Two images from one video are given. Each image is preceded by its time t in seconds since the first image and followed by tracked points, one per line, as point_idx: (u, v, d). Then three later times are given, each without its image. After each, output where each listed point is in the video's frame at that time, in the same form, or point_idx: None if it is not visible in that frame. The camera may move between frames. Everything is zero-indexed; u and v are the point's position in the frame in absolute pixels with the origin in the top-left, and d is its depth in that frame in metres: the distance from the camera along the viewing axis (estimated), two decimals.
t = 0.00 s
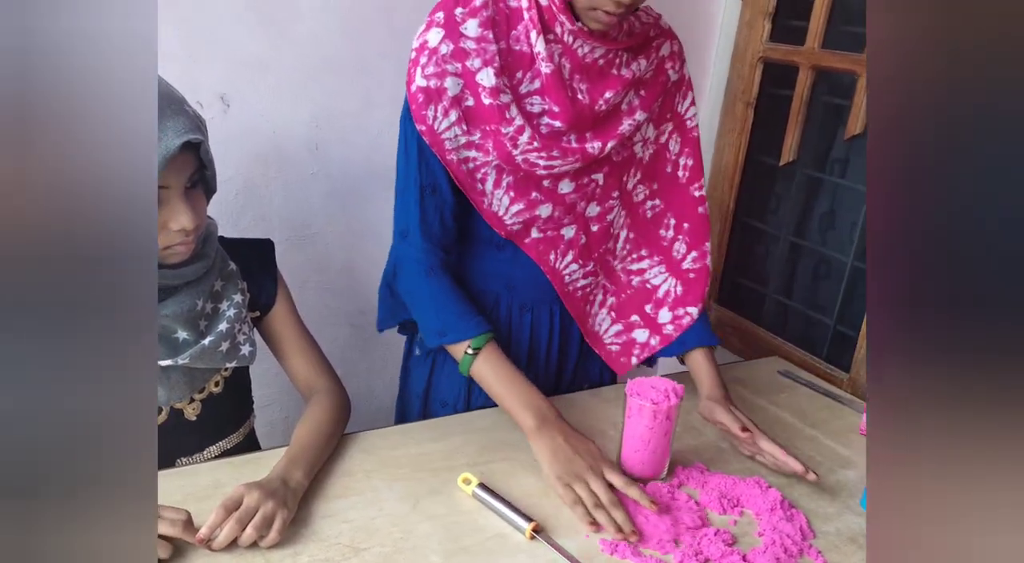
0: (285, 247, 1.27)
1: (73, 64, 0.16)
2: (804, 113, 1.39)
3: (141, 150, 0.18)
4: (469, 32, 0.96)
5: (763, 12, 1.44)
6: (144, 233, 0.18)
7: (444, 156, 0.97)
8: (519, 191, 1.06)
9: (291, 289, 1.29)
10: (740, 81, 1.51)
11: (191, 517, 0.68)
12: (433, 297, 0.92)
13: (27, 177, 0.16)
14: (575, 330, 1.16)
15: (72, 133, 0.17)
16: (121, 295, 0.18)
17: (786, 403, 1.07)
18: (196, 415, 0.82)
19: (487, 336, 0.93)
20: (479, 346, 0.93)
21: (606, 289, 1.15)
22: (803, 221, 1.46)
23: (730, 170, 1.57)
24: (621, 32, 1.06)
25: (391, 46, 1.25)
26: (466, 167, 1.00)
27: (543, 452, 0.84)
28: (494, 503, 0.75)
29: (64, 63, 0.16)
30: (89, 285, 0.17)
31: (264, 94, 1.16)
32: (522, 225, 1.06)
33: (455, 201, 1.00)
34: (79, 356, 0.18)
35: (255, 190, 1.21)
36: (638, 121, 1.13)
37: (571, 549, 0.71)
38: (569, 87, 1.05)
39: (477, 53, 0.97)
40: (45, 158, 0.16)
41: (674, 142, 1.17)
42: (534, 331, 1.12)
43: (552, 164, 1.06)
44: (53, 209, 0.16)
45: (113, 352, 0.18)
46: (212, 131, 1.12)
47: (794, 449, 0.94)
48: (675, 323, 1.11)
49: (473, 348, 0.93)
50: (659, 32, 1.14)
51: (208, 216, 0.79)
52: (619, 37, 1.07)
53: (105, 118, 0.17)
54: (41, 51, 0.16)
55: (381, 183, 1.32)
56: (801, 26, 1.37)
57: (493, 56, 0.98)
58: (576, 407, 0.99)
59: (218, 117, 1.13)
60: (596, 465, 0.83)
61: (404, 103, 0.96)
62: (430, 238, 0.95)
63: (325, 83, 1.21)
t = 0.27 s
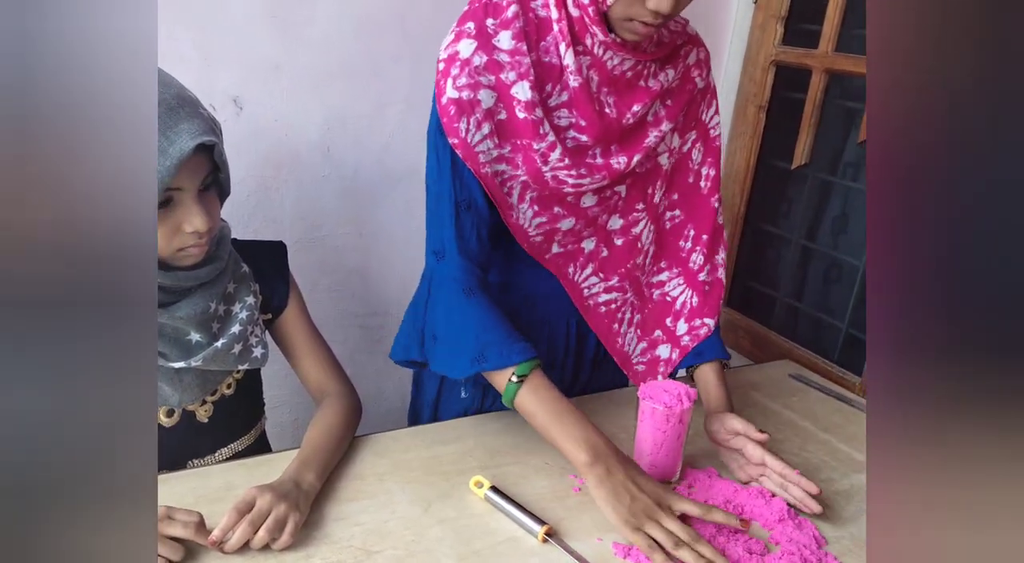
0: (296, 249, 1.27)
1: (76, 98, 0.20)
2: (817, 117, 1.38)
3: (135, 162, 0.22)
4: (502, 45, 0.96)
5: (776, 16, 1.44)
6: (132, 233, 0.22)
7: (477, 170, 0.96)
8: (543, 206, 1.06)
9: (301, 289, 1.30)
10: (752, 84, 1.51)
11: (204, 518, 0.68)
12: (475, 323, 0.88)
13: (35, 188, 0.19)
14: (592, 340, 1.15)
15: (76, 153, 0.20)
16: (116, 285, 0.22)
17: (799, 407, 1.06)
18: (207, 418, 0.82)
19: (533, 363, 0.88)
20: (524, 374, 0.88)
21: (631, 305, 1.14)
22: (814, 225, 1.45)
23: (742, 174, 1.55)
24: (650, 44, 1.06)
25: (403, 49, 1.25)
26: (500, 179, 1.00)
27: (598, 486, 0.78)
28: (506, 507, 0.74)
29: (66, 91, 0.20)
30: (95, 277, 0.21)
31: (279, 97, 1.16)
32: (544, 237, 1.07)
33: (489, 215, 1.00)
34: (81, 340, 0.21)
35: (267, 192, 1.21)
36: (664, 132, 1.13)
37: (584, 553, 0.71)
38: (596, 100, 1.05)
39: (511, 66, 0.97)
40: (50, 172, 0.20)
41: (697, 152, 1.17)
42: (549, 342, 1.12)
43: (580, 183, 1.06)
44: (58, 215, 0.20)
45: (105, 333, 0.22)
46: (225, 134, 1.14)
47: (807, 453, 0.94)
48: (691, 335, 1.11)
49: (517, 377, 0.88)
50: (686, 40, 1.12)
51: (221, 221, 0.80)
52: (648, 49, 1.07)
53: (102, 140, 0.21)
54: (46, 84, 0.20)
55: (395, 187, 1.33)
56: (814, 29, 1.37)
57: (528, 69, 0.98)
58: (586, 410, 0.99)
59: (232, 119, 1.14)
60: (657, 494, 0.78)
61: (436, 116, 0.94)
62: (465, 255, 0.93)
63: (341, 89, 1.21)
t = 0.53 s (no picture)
0: (294, 244, 1.26)
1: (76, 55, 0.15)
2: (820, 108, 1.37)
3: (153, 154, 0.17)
4: (518, 42, 0.96)
5: (777, 7, 1.43)
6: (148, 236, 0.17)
7: (494, 166, 0.95)
8: (555, 208, 1.06)
9: (301, 284, 1.29)
10: (753, 76, 1.49)
11: (206, 517, 0.68)
12: (494, 324, 0.89)
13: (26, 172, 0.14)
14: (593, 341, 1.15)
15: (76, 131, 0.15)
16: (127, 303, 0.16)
17: (802, 401, 1.06)
18: (208, 414, 0.82)
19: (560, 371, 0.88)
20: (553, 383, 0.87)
21: (631, 306, 1.14)
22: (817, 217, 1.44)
23: (743, 167, 1.54)
24: (664, 44, 1.04)
25: (400, 40, 1.24)
26: (517, 177, 0.99)
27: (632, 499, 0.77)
28: (510, 503, 0.74)
29: (71, 42, 0.15)
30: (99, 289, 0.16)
31: (275, 91, 1.15)
32: (557, 243, 1.06)
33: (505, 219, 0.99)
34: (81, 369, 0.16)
35: (264, 185, 1.20)
36: (675, 132, 1.12)
37: (590, 548, 0.70)
38: (607, 98, 1.03)
39: (526, 64, 0.96)
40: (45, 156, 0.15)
41: (706, 151, 1.17)
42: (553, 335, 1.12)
43: (591, 185, 1.05)
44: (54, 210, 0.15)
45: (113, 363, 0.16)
46: (223, 127, 1.12)
47: (812, 447, 0.93)
48: (690, 331, 1.11)
49: (547, 386, 0.87)
50: (699, 39, 1.12)
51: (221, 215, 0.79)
52: (662, 48, 1.05)
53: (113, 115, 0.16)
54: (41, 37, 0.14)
55: (393, 182, 1.32)
56: (816, 20, 1.36)
57: (543, 66, 0.97)
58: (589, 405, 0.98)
59: (229, 113, 1.12)
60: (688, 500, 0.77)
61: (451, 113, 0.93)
62: (490, 260, 0.92)
63: (338, 80, 1.20)
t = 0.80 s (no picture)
0: (283, 238, 1.24)
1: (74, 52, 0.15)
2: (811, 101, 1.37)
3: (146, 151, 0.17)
4: (515, 28, 0.95)
5: None
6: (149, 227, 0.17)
7: (488, 156, 0.94)
8: (550, 200, 1.05)
9: (290, 279, 1.27)
10: (746, 68, 1.50)
11: (198, 518, 0.67)
12: (488, 314, 0.88)
13: (27, 168, 0.14)
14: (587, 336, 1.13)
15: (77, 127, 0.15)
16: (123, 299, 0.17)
17: (795, 395, 1.06)
18: (198, 414, 0.81)
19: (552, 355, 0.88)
20: (546, 365, 0.88)
21: (625, 302, 1.14)
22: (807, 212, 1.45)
23: (735, 161, 1.55)
24: (660, 36, 1.04)
25: (391, 32, 1.23)
26: (511, 168, 0.98)
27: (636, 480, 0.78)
28: (506, 501, 0.73)
29: (69, 41, 0.15)
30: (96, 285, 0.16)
31: (263, 82, 1.13)
32: (552, 236, 1.05)
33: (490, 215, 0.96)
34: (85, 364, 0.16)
35: (252, 179, 1.18)
36: (671, 127, 1.11)
37: (586, 547, 0.70)
38: (604, 90, 1.03)
39: (525, 50, 0.95)
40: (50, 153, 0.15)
41: (699, 147, 1.17)
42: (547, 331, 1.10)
43: (584, 177, 1.04)
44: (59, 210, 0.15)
45: (113, 355, 0.17)
46: (210, 119, 1.08)
47: (806, 442, 0.93)
48: (672, 323, 1.12)
49: (540, 369, 0.87)
50: (696, 33, 1.12)
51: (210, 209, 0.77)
52: (658, 41, 1.05)
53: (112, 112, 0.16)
54: (42, 32, 0.14)
55: (383, 176, 1.30)
56: (808, 13, 1.36)
57: (541, 53, 0.96)
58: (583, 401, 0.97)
59: (216, 105, 1.09)
60: (693, 475, 0.78)
61: (447, 99, 0.91)
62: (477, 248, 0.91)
63: (328, 71, 1.19)
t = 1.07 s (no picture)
0: (275, 239, 1.23)
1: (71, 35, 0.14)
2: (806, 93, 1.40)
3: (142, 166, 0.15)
4: (506, 18, 0.92)
5: None
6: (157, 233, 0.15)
7: (478, 146, 0.92)
8: (546, 188, 1.05)
9: (284, 279, 1.25)
10: (738, 61, 1.43)
11: (193, 528, 0.65)
12: (478, 295, 0.85)
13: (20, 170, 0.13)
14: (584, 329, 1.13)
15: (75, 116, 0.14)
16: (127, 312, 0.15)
17: (792, 389, 1.06)
18: (191, 420, 0.79)
19: (544, 327, 0.83)
20: (537, 341, 0.83)
21: (614, 285, 1.15)
22: (801, 204, 1.52)
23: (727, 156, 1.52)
24: (653, 25, 1.02)
25: (381, 27, 1.21)
26: (502, 158, 0.97)
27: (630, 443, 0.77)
28: (505, 503, 0.72)
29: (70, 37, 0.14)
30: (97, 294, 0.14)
31: (251, 80, 1.11)
32: (548, 224, 1.05)
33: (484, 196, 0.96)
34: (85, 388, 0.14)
35: (241, 178, 1.16)
36: (664, 118, 1.11)
37: (588, 549, 0.69)
38: (598, 80, 1.01)
39: (515, 40, 0.93)
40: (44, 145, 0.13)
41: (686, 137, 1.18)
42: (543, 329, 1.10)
43: (579, 164, 1.03)
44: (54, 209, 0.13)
45: (112, 376, 0.15)
46: (197, 119, 1.05)
47: (805, 437, 0.93)
48: (650, 277, 1.15)
49: (531, 346, 0.83)
50: (689, 23, 1.09)
51: (200, 211, 0.75)
52: (652, 30, 1.02)
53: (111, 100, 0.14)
54: (33, 25, 0.13)
55: (376, 173, 1.29)
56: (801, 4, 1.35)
57: (532, 43, 0.94)
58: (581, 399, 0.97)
59: (203, 103, 1.05)
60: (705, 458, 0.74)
61: (435, 89, 0.89)
62: (460, 231, 0.89)
63: (318, 68, 1.17)
